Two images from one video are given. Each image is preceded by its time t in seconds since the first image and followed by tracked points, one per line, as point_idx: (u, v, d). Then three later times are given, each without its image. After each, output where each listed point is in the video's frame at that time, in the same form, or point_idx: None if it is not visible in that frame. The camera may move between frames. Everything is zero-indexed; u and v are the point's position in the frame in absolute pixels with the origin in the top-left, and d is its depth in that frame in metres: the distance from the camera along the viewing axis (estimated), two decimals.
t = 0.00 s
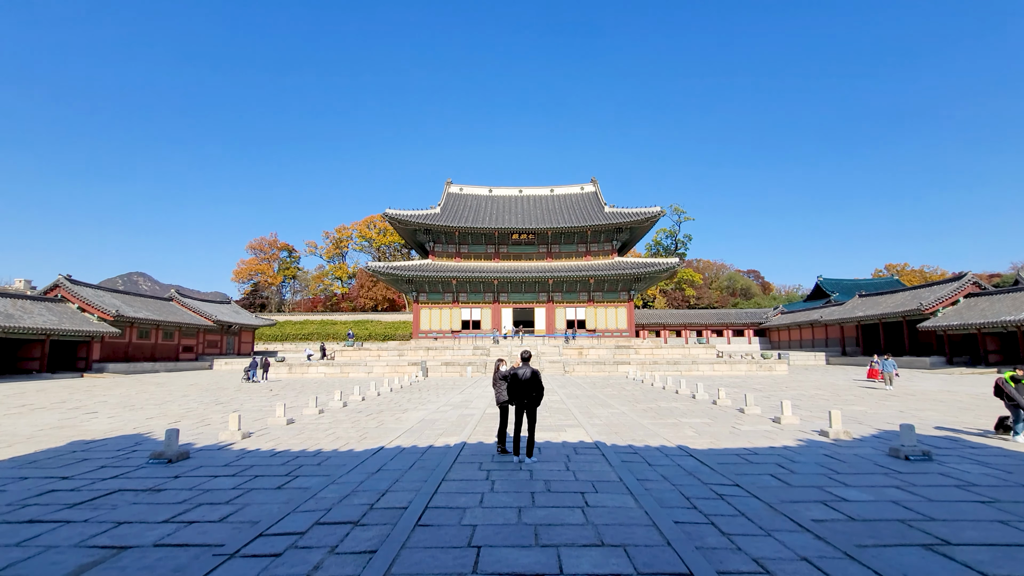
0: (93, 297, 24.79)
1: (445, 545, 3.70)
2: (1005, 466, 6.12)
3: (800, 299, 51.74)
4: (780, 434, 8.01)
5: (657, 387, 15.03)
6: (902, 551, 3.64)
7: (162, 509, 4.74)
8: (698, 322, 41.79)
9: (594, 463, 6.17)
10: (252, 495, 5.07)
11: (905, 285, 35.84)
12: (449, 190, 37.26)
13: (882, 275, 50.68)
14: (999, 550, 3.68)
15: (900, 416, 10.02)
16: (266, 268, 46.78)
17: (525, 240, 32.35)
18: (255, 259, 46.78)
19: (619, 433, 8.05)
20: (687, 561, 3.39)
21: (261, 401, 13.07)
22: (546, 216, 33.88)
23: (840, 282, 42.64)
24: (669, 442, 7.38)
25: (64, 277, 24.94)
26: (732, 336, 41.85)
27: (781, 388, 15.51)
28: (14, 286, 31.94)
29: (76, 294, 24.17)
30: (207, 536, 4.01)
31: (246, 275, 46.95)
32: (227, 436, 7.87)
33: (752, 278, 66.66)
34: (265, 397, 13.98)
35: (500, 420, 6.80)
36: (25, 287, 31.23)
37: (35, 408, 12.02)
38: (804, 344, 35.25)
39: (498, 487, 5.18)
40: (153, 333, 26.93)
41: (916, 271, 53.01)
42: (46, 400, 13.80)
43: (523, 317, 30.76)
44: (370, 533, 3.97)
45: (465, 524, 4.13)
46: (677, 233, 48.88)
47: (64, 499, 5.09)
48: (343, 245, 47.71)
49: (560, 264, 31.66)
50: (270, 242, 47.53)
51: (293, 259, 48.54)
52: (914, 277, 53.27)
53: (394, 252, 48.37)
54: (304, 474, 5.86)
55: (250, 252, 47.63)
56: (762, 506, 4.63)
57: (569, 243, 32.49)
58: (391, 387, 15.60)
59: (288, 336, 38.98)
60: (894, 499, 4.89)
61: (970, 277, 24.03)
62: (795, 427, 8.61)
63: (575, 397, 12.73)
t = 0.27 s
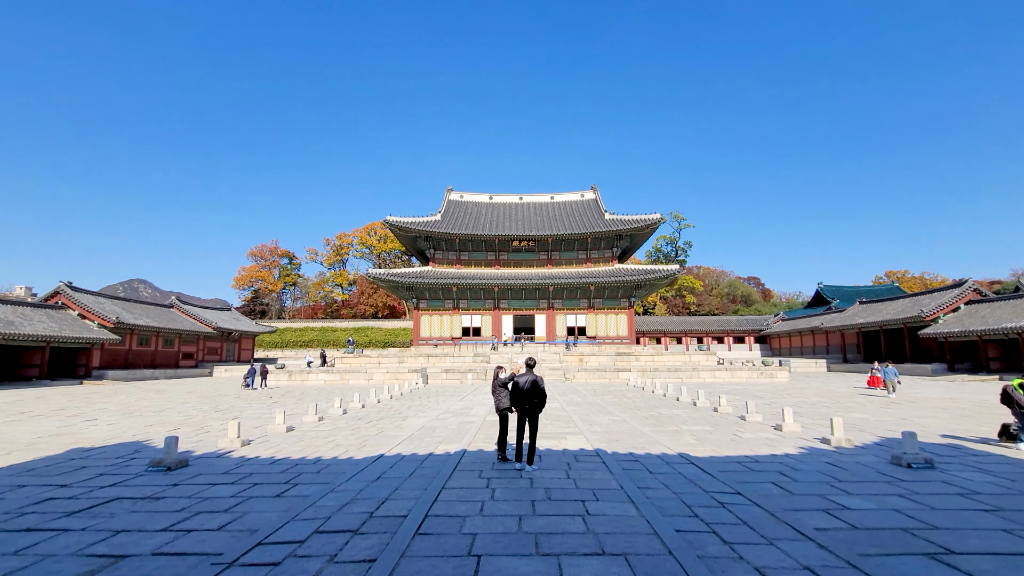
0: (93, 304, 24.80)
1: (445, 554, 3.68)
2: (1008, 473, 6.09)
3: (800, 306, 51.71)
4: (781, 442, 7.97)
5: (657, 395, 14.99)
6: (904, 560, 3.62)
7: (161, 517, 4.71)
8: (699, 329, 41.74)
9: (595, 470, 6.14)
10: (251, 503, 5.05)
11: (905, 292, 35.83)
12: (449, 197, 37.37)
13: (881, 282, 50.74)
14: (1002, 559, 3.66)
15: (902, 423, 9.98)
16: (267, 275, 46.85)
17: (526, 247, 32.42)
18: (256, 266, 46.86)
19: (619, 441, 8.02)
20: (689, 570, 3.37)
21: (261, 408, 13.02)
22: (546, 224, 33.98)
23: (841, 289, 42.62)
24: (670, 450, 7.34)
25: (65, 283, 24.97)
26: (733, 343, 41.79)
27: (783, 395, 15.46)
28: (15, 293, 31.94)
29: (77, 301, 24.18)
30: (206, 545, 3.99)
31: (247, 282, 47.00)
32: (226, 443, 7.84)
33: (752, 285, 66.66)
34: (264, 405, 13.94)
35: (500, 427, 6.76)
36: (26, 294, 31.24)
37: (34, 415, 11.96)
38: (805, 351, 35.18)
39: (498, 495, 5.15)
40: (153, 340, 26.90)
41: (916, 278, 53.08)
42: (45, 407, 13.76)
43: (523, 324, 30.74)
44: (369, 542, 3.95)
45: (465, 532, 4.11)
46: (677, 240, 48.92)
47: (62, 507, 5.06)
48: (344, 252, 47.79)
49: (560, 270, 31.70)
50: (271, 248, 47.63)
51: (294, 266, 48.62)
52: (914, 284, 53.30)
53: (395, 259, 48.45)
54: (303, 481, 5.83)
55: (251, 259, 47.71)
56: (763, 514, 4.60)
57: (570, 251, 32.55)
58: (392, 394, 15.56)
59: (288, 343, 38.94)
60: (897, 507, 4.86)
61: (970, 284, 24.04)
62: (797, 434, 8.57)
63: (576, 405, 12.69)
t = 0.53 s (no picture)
0: (94, 310, 24.80)
1: (445, 563, 3.66)
2: (1011, 480, 6.06)
3: (801, 312, 51.71)
4: (783, 448, 7.94)
5: (658, 401, 14.94)
6: (908, 569, 3.59)
7: (159, 525, 4.69)
8: (699, 335, 41.67)
9: (596, 477, 6.11)
10: (250, 511, 5.02)
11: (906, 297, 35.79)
12: (450, 204, 37.47)
13: (881, 288, 50.78)
14: (1005, 567, 3.63)
15: (903, 429, 9.94)
16: (267, 281, 46.89)
17: (526, 253, 32.45)
18: (256, 272, 46.92)
19: (620, 447, 7.99)
20: None
21: (260, 415, 12.98)
22: (546, 230, 34.04)
23: (841, 295, 42.61)
24: (671, 456, 7.32)
25: (65, 290, 24.98)
26: (734, 348, 41.73)
27: (784, 401, 15.41)
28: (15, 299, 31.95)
29: (77, 307, 24.18)
30: (204, 552, 3.97)
31: (247, 288, 47.04)
32: (225, 450, 7.81)
33: (753, 291, 66.68)
34: (264, 411, 13.89)
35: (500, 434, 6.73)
36: (26, 300, 31.26)
37: (33, 421, 11.92)
38: (805, 357, 35.12)
39: (498, 502, 5.13)
40: (153, 346, 26.88)
41: (917, 283, 53.08)
42: (44, 413, 13.71)
43: (524, 330, 30.72)
44: (369, 549, 3.92)
45: (465, 540, 4.09)
46: (677, 246, 48.95)
47: (60, 514, 5.04)
48: (344, 258, 47.87)
49: (560, 276, 31.70)
50: (271, 254, 47.71)
51: (294, 272, 48.66)
52: (915, 290, 53.28)
53: (395, 265, 48.48)
54: (303, 489, 5.80)
55: (252, 265, 47.77)
56: (765, 522, 4.57)
57: (570, 256, 32.59)
58: (392, 400, 15.52)
59: (288, 349, 38.89)
60: (899, 514, 4.84)
61: (970, 289, 24.04)
62: (798, 441, 8.54)
63: (576, 411, 12.64)
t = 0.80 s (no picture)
0: (94, 315, 24.80)
1: (444, 569, 3.64)
2: (1013, 487, 6.04)
3: (801, 318, 51.68)
4: (783, 454, 7.92)
5: (659, 407, 14.90)
6: None
7: (158, 532, 4.67)
8: (700, 340, 41.62)
9: (596, 484, 6.09)
10: (249, 517, 5.00)
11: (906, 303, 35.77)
12: (450, 209, 37.52)
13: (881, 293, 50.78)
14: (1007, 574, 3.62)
15: (905, 435, 9.90)
16: (267, 286, 46.92)
17: (526, 258, 32.48)
18: (256, 277, 46.94)
19: (620, 453, 7.96)
20: None
21: (260, 420, 12.95)
22: (546, 235, 34.10)
23: (841, 300, 42.62)
24: (671, 463, 7.29)
25: (65, 295, 24.98)
26: (734, 354, 41.66)
27: (785, 407, 15.37)
28: (15, 304, 31.96)
29: (77, 312, 24.18)
30: (202, 559, 3.95)
31: (248, 293, 47.04)
32: (225, 456, 7.79)
33: (753, 296, 66.68)
34: (264, 417, 13.85)
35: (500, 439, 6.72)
36: (26, 305, 31.25)
37: (32, 427, 11.90)
38: (806, 362, 35.06)
39: (498, 509, 5.11)
40: (153, 352, 26.86)
41: (917, 289, 53.08)
42: (44, 419, 13.69)
43: (524, 335, 30.69)
44: (368, 556, 3.91)
45: (465, 546, 4.07)
46: (677, 251, 48.98)
47: (58, 521, 5.02)
48: (344, 263, 47.91)
49: (561, 282, 31.72)
50: (271, 260, 47.76)
51: (295, 278, 48.70)
52: (915, 295, 53.25)
53: (395, 270, 48.51)
54: (302, 495, 5.78)
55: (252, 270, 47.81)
56: (766, 528, 4.56)
57: (570, 262, 32.62)
58: (391, 406, 15.48)
59: (289, 354, 38.83)
60: (900, 521, 4.82)
61: (970, 295, 24.04)
62: (800, 447, 8.51)
63: (577, 416, 12.61)
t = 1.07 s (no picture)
0: (94, 320, 24.80)
1: None
2: (1015, 493, 6.01)
3: (801, 322, 51.65)
4: (784, 459, 7.88)
5: (659, 412, 14.86)
6: None
7: (156, 537, 4.65)
8: (700, 345, 41.57)
9: (596, 489, 6.07)
10: (248, 523, 4.98)
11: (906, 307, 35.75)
12: (450, 214, 37.58)
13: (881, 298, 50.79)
14: None
15: (906, 440, 9.86)
16: (268, 291, 46.94)
17: (526, 263, 32.50)
18: (256, 282, 46.97)
19: (621, 459, 7.93)
20: None
21: (259, 425, 12.92)
22: (546, 240, 34.16)
23: (841, 305, 42.57)
24: (672, 468, 7.26)
25: (65, 300, 24.98)
26: (735, 359, 41.60)
27: (786, 412, 15.32)
28: (15, 309, 31.94)
29: (77, 316, 24.16)
30: (201, 565, 3.93)
31: (248, 298, 47.06)
32: (224, 462, 7.76)
33: (753, 301, 66.69)
34: (263, 422, 13.82)
35: (502, 444, 6.70)
36: (26, 309, 31.24)
37: (31, 432, 11.86)
38: (807, 367, 35.00)
39: (498, 515, 5.09)
40: (153, 356, 26.83)
41: (917, 293, 53.08)
42: (43, 424, 13.66)
43: (524, 340, 30.66)
44: (367, 562, 3.89)
45: (465, 553, 4.05)
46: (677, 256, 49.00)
47: (56, 526, 5.00)
48: (344, 268, 47.95)
49: (561, 286, 31.73)
50: (272, 264, 47.82)
51: (295, 282, 48.74)
52: (915, 300, 53.24)
53: (395, 275, 48.54)
54: (301, 500, 5.75)
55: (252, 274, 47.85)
56: (767, 534, 4.54)
57: (570, 267, 32.64)
58: (391, 411, 15.44)
59: (289, 359, 38.78)
60: (902, 526, 4.79)
61: (971, 300, 24.01)
62: (801, 452, 8.48)
63: (577, 421, 12.57)
